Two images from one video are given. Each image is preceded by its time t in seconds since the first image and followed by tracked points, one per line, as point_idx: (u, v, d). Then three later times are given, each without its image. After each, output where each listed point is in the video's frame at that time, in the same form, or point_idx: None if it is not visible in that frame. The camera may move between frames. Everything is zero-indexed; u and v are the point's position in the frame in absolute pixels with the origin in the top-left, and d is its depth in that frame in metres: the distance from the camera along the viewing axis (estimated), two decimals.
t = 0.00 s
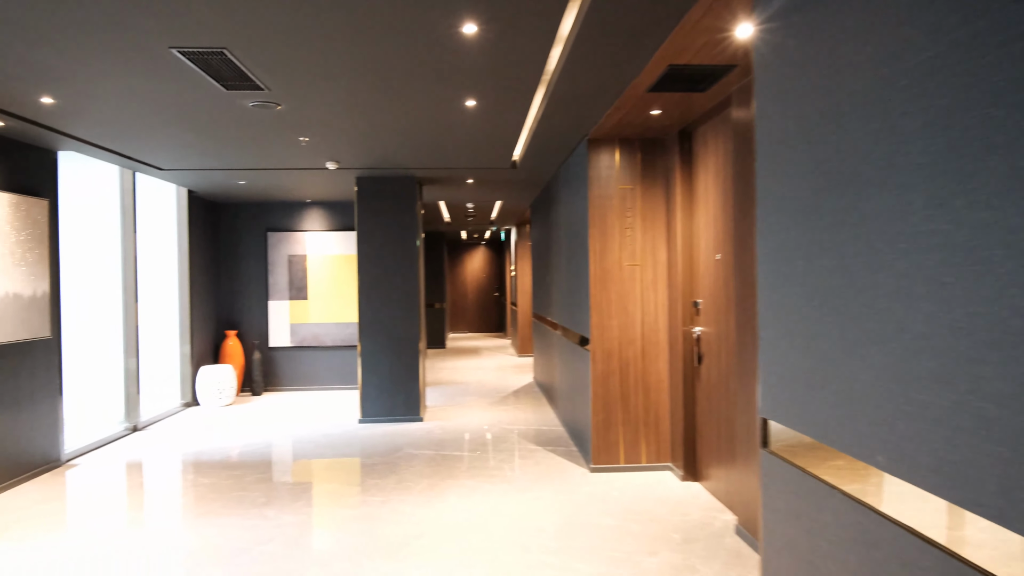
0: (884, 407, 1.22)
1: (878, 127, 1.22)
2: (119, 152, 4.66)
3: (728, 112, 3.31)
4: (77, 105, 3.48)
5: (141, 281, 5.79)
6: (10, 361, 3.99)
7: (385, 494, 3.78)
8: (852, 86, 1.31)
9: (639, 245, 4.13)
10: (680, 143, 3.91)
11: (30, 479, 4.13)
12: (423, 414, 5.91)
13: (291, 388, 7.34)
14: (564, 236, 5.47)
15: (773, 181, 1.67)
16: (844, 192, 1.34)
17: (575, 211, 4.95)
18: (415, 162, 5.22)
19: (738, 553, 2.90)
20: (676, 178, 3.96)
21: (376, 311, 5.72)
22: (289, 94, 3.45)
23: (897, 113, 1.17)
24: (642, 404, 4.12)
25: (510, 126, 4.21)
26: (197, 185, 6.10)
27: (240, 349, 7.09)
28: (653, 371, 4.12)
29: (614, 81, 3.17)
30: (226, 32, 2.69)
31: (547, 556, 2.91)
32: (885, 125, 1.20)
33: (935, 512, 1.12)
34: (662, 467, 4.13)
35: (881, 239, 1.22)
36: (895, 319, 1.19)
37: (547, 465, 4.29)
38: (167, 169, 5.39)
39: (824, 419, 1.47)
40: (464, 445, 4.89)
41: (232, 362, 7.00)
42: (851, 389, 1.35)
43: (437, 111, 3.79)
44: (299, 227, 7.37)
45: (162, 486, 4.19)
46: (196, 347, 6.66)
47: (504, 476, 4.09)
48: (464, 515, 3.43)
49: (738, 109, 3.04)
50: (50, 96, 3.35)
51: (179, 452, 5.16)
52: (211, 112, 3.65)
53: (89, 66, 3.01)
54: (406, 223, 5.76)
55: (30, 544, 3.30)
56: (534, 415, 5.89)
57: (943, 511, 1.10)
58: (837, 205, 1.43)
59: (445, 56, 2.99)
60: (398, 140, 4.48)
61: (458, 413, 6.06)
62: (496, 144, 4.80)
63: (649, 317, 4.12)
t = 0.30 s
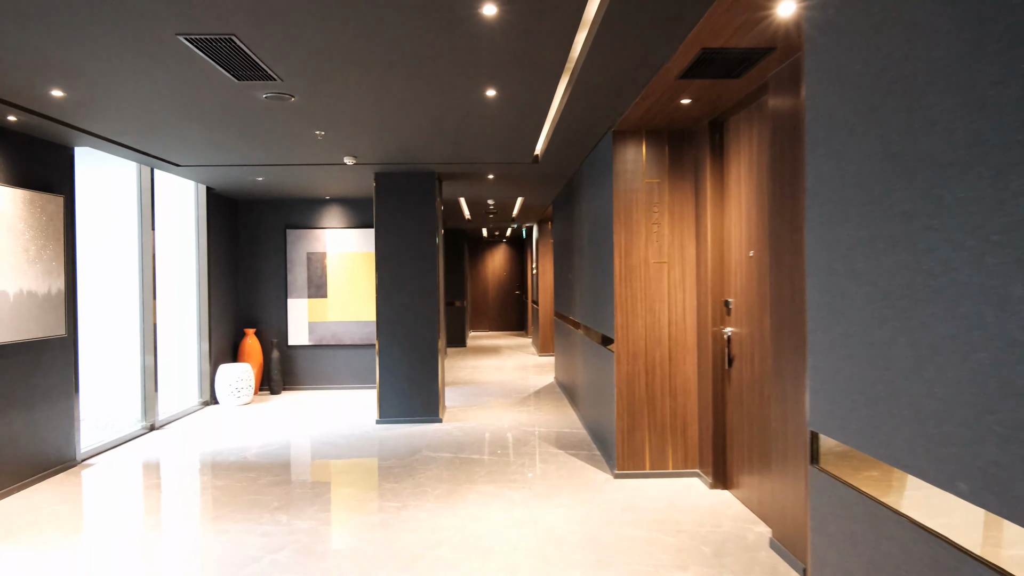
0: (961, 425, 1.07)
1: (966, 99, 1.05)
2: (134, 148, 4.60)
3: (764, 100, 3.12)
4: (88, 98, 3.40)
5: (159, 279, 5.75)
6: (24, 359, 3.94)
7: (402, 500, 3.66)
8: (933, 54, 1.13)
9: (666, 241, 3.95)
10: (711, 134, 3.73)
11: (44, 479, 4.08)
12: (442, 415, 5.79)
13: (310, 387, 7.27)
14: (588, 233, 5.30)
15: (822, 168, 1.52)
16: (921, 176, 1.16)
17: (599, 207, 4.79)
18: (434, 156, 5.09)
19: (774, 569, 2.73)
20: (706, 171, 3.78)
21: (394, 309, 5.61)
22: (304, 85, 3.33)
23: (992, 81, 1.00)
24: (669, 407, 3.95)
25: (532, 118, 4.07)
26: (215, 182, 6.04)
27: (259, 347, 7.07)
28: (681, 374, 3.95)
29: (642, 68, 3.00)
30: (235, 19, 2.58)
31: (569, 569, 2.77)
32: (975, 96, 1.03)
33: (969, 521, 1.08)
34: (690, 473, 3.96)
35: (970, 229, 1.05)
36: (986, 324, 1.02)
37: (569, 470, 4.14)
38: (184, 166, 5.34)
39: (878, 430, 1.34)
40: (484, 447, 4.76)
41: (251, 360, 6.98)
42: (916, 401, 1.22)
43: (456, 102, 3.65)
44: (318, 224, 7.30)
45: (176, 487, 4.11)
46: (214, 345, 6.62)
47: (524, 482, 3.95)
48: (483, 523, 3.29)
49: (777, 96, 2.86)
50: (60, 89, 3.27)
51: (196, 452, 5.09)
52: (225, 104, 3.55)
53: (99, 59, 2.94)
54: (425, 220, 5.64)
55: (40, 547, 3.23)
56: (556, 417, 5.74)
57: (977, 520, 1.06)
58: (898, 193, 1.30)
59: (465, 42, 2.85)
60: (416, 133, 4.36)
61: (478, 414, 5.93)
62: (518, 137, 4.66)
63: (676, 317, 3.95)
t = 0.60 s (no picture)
0: None
1: None
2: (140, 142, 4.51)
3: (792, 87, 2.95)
4: (88, 88, 3.30)
5: (168, 277, 5.68)
6: (26, 358, 3.87)
7: (411, 506, 3.52)
8: None
9: (686, 238, 3.78)
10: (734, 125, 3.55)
11: (47, 480, 4.00)
12: (455, 417, 5.66)
13: (322, 387, 7.17)
14: (604, 230, 5.13)
15: (909, 153, 1.36)
16: None
17: (616, 202, 4.63)
18: (446, 150, 4.95)
19: None
20: (729, 163, 3.60)
21: (406, 308, 5.49)
22: (309, 74, 3.20)
23: None
24: (689, 412, 3.78)
25: (546, 109, 3.92)
26: (225, 178, 5.95)
27: (270, 347, 6.97)
28: (702, 376, 3.77)
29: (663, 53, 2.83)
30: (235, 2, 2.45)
31: None
32: None
33: (997, 529, 1.18)
34: (711, 480, 3.78)
35: None
36: None
37: (584, 476, 3.98)
38: (192, 161, 5.25)
39: (956, 450, 1.25)
40: (497, 451, 4.61)
41: (261, 359, 6.89)
42: (1009, 419, 1.12)
43: (467, 91, 3.50)
44: (330, 221, 7.19)
45: (180, 490, 4.01)
46: (225, 344, 6.55)
47: (537, 488, 3.80)
48: (493, 532, 3.15)
49: (807, 81, 2.68)
50: (58, 79, 3.17)
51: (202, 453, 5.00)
52: (228, 93, 3.43)
53: (100, 49, 2.84)
54: (437, 216, 5.50)
55: (36, 552, 3.13)
56: (570, 419, 5.58)
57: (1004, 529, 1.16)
58: (976, 176, 1.16)
59: (476, 26, 2.70)
60: (427, 125, 4.22)
61: (491, 416, 5.79)
62: (533, 129, 4.51)
63: (697, 317, 3.77)
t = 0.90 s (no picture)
0: None
1: None
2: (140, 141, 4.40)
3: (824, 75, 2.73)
4: (76, 84, 3.17)
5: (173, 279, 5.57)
6: (22, 363, 3.76)
7: (415, 520, 3.36)
8: None
9: (706, 238, 3.57)
10: (758, 118, 3.34)
11: (45, 488, 3.89)
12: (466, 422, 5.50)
13: (331, 390, 7.05)
14: (620, 230, 4.94)
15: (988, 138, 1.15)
16: None
17: (632, 201, 4.43)
18: (455, 146, 4.78)
19: None
20: (753, 159, 3.39)
21: (414, 310, 5.33)
22: (305, 66, 3.04)
23: None
24: (710, 422, 3.57)
25: (558, 102, 3.74)
26: (231, 178, 5.84)
27: (279, 348, 6.84)
28: (723, 384, 3.57)
29: (680, 41, 2.63)
30: None
31: None
32: None
33: None
34: (732, 494, 3.57)
35: None
36: None
37: (597, 489, 3.79)
38: (197, 160, 5.14)
39: None
40: (507, 459, 4.44)
41: (270, 361, 6.76)
42: None
43: (473, 82, 3.32)
44: (340, 221, 7.06)
45: (181, 499, 3.88)
46: (233, 346, 6.44)
47: (548, 500, 3.62)
48: (499, 551, 2.97)
49: (841, 68, 2.47)
50: (45, 74, 3.04)
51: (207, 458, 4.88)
52: (223, 87, 3.28)
53: (88, 41, 2.72)
54: (447, 215, 5.34)
55: (26, 565, 3.01)
56: (585, 425, 5.39)
57: None
58: None
59: (478, 13, 2.52)
60: (434, 119, 4.05)
61: (503, 421, 5.62)
62: (545, 124, 4.33)
63: (718, 322, 3.57)
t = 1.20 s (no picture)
0: None
1: None
2: (142, 136, 4.30)
3: (860, 57, 2.54)
4: (69, 74, 3.04)
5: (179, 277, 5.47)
6: (21, 365, 3.67)
7: (422, 531, 3.21)
8: None
9: (729, 234, 3.38)
10: (785, 106, 3.15)
11: (44, 492, 3.79)
12: (477, 425, 5.34)
13: (342, 391, 6.93)
14: (637, 227, 4.75)
15: None
16: None
17: (650, 195, 4.25)
18: (465, 139, 4.62)
19: None
20: (780, 149, 3.20)
21: (424, 310, 5.18)
22: (305, 54, 2.89)
23: None
24: (733, 427, 3.38)
25: (571, 90, 3.56)
26: (239, 175, 5.73)
27: (288, 349, 6.74)
28: (747, 387, 3.38)
29: (703, 21, 2.45)
30: None
31: None
32: None
33: None
34: (757, 505, 3.38)
35: None
36: None
37: (613, 497, 3.61)
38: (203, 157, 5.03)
39: None
40: (520, 465, 4.28)
41: (280, 362, 6.66)
42: None
43: (482, 69, 3.16)
44: (350, 219, 6.94)
45: (182, 505, 3.76)
46: (241, 346, 6.34)
47: (562, 510, 3.45)
48: (510, 565, 2.80)
49: (881, 47, 2.27)
50: (35, 64, 2.92)
51: (213, 461, 4.76)
52: (221, 77, 3.14)
53: (76, 29, 2.59)
54: (458, 212, 5.18)
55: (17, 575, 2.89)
56: (600, 429, 5.21)
57: None
58: None
59: None
60: (443, 110, 3.89)
61: (516, 424, 5.45)
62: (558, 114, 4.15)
63: (741, 322, 3.37)
